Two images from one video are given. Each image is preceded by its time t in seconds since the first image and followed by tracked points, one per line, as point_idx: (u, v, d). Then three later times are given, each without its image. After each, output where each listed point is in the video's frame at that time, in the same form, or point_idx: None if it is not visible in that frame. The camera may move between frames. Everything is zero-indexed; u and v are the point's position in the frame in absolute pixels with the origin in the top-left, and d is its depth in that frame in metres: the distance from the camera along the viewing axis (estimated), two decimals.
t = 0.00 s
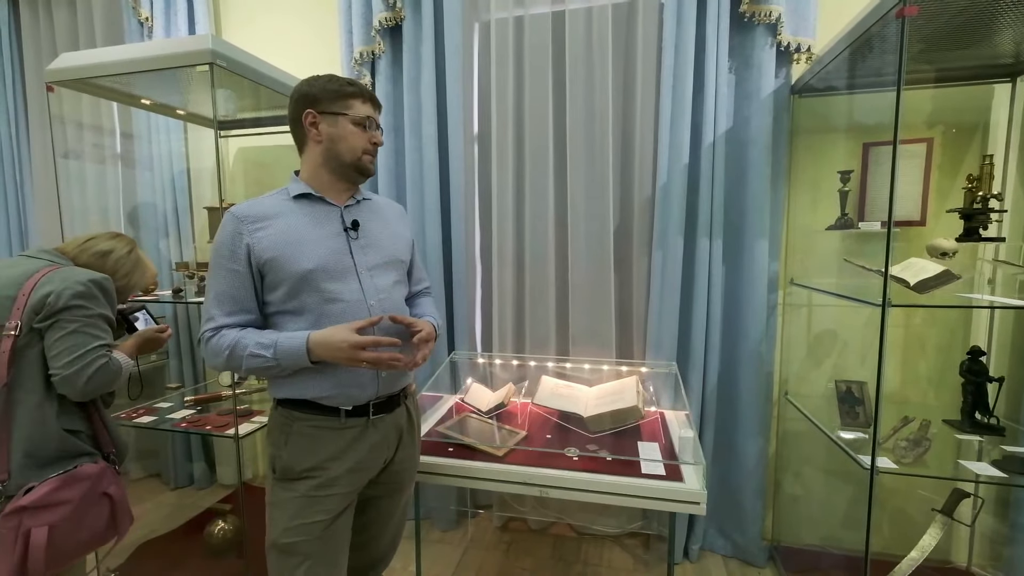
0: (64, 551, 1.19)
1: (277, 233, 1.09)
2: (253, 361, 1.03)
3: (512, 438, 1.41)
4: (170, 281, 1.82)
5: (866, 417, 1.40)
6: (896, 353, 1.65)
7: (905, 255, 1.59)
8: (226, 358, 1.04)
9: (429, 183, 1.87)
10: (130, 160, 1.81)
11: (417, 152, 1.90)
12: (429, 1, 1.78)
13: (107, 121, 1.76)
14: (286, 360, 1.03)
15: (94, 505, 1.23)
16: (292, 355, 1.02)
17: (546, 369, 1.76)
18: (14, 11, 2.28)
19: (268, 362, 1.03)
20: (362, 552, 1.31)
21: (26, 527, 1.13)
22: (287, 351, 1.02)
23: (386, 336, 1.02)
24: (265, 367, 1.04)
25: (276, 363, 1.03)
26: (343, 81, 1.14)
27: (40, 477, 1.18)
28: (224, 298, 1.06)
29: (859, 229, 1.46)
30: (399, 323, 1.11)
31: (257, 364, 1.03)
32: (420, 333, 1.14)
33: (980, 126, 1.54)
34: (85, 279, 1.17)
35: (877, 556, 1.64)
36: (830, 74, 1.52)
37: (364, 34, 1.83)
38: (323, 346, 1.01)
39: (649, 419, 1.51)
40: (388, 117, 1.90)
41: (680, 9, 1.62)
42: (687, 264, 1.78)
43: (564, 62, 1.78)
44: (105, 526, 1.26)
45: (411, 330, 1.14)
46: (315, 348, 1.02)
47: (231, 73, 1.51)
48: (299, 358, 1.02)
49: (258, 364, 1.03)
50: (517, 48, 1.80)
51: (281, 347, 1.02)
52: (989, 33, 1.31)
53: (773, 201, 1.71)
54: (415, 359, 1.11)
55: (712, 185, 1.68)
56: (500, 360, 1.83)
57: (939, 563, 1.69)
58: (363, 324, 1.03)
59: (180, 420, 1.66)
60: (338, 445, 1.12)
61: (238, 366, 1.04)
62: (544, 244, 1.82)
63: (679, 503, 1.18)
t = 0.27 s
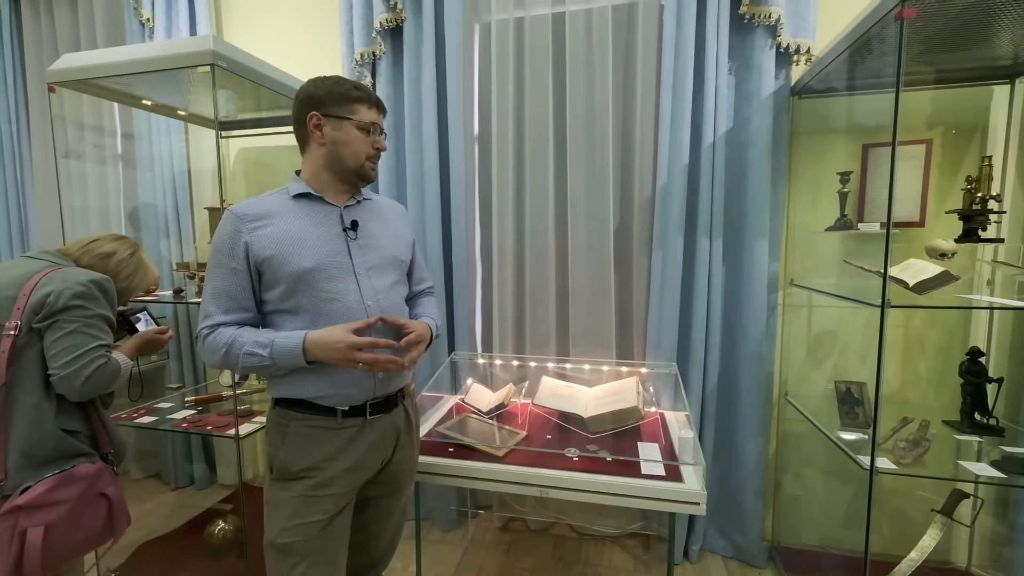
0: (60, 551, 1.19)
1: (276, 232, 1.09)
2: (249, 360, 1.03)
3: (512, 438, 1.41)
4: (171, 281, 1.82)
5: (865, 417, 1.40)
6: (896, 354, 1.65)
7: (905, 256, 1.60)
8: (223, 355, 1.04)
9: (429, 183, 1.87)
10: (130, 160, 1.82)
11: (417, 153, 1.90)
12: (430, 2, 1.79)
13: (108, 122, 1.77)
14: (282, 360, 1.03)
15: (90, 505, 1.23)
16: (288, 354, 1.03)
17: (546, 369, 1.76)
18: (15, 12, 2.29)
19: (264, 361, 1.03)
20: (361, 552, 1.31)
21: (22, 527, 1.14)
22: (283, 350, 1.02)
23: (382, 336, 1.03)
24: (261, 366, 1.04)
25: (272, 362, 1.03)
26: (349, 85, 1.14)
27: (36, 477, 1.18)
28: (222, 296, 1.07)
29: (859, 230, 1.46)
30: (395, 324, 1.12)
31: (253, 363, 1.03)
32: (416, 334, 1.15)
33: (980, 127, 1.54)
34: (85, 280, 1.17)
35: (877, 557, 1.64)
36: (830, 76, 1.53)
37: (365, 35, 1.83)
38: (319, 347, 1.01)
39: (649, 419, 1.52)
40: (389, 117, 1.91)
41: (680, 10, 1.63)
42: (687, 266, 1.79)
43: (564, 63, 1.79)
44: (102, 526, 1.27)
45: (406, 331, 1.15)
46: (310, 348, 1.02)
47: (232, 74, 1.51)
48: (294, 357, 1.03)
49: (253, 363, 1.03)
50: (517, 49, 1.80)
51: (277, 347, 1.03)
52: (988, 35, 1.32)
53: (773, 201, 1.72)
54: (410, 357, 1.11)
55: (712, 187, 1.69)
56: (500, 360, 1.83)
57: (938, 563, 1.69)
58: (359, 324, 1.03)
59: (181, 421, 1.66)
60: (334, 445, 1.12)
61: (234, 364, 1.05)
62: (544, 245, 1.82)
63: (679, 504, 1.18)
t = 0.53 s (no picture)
0: (62, 552, 1.19)
1: (274, 232, 1.09)
2: (247, 360, 1.03)
3: (513, 439, 1.42)
4: (171, 282, 1.83)
5: (863, 417, 1.41)
6: (894, 354, 1.66)
7: (903, 256, 1.60)
8: (220, 355, 1.04)
9: (429, 184, 1.87)
10: (130, 162, 1.81)
11: (417, 154, 1.90)
12: (429, 3, 1.79)
13: (108, 123, 1.76)
14: (279, 359, 1.03)
15: (93, 505, 1.23)
16: (285, 354, 1.03)
17: (546, 370, 1.77)
18: (14, 13, 2.28)
19: (261, 361, 1.03)
20: (359, 554, 1.32)
21: (26, 527, 1.13)
22: (280, 350, 1.03)
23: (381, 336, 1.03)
24: (258, 366, 1.04)
25: (269, 362, 1.03)
26: (350, 85, 1.14)
27: (40, 478, 1.18)
28: (220, 296, 1.07)
29: (857, 230, 1.47)
30: (394, 325, 1.12)
31: (251, 362, 1.03)
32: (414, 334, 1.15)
33: (977, 127, 1.55)
34: (85, 282, 1.18)
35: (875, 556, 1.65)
36: (828, 77, 1.53)
37: (364, 36, 1.83)
38: (318, 348, 1.02)
39: (649, 419, 1.52)
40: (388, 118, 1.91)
41: (679, 11, 1.63)
42: (687, 266, 1.79)
43: (563, 63, 1.79)
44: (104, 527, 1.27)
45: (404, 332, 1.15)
46: (308, 348, 1.02)
47: (231, 75, 1.51)
48: (291, 358, 1.03)
49: (251, 363, 1.03)
50: (517, 49, 1.80)
51: (275, 346, 1.03)
52: (985, 35, 1.32)
53: (771, 202, 1.72)
54: (408, 357, 1.11)
55: (711, 188, 1.69)
56: (500, 361, 1.84)
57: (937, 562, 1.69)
58: (358, 324, 1.04)
59: (181, 422, 1.67)
60: (330, 447, 1.12)
61: (232, 364, 1.05)
62: (544, 245, 1.83)
63: (678, 504, 1.19)
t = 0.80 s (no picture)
0: (67, 552, 1.19)
1: (272, 233, 1.09)
2: (244, 362, 1.03)
3: (513, 439, 1.41)
4: (171, 283, 1.83)
5: (864, 417, 1.41)
6: (894, 354, 1.66)
7: (903, 256, 1.60)
8: (217, 356, 1.04)
9: (429, 185, 1.87)
10: (130, 162, 1.81)
11: (417, 154, 1.90)
12: (429, 4, 1.79)
13: (108, 123, 1.77)
14: (277, 362, 1.03)
15: (97, 505, 1.23)
16: (283, 356, 1.03)
17: (546, 370, 1.77)
18: (15, 14, 2.29)
19: (258, 363, 1.03)
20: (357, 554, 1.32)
21: (32, 527, 1.14)
22: (278, 352, 1.03)
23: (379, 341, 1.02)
24: (255, 368, 1.04)
25: (267, 365, 1.03)
26: (349, 87, 1.14)
27: (44, 477, 1.18)
28: (217, 298, 1.07)
29: (857, 231, 1.47)
30: (391, 328, 1.12)
31: (248, 364, 1.03)
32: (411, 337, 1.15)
33: (977, 128, 1.55)
34: (88, 282, 1.18)
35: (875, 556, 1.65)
36: (828, 77, 1.53)
37: (364, 37, 1.83)
38: (315, 350, 1.01)
39: (649, 419, 1.52)
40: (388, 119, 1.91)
41: (679, 12, 1.63)
42: (686, 267, 1.79)
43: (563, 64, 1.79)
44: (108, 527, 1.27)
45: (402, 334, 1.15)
46: (306, 351, 1.02)
47: (231, 76, 1.51)
48: (289, 360, 1.03)
49: (248, 365, 1.03)
50: (517, 50, 1.81)
51: (272, 349, 1.03)
52: (985, 36, 1.32)
53: (771, 202, 1.72)
54: (405, 359, 1.11)
55: (710, 189, 1.69)
56: (500, 361, 1.84)
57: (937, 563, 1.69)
58: (356, 327, 1.03)
59: (182, 422, 1.67)
60: (328, 447, 1.12)
61: (230, 366, 1.05)
62: (544, 246, 1.83)
63: (678, 504, 1.19)
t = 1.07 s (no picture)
0: (73, 549, 1.20)
1: (272, 233, 1.10)
2: (243, 363, 1.04)
3: (513, 439, 1.41)
4: (172, 283, 1.83)
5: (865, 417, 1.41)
6: (896, 354, 1.66)
7: (904, 256, 1.60)
8: (215, 357, 1.05)
9: (430, 185, 1.87)
10: (131, 162, 1.81)
11: (418, 154, 1.90)
12: (429, 3, 1.79)
13: (109, 124, 1.77)
14: (275, 363, 1.04)
15: (102, 503, 1.24)
16: (281, 358, 1.03)
17: (547, 370, 1.77)
18: (17, 15, 2.29)
19: (257, 364, 1.04)
20: (351, 554, 1.32)
21: (38, 524, 1.14)
22: (277, 353, 1.03)
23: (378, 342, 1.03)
24: (254, 369, 1.05)
25: (266, 366, 1.04)
26: (348, 84, 1.13)
27: (50, 476, 1.19)
28: (216, 297, 1.08)
29: (859, 230, 1.47)
30: (391, 328, 1.12)
31: (247, 365, 1.04)
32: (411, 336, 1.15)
33: (980, 127, 1.54)
34: (93, 282, 1.18)
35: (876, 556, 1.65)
36: (830, 76, 1.52)
37: (364, 36, 1.83)
38: (314, 353, 1.02)
39: (649, 419, 1.52)
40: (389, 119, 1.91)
41: (680, 11, 1.63)
42: (687, 267, 1.79)
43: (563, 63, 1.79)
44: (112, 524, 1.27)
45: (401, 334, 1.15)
46: (305, 353, 1.02)
47: (232, 76, 1.51)
48: (287, 361, 1.03)
49: (247, 366, 1.04)
50: (517, 49, 1.80)
51: (271, 350, 1.03)
52: (988, 34, 1.32)
53: (772, 202, 1.72)
54: (406, 359, 1.10)
55: (711, 189, 1.69)
56: (500, 361, 1.84)
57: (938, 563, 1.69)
58: (355, 328, 1.03)
59: (184, 422, 1.67)
60: (322, 451, 1.12)
61: (228, 366, 1.05)
62: (545, 246, 1.83)
63: (678, 504, 1.19)
